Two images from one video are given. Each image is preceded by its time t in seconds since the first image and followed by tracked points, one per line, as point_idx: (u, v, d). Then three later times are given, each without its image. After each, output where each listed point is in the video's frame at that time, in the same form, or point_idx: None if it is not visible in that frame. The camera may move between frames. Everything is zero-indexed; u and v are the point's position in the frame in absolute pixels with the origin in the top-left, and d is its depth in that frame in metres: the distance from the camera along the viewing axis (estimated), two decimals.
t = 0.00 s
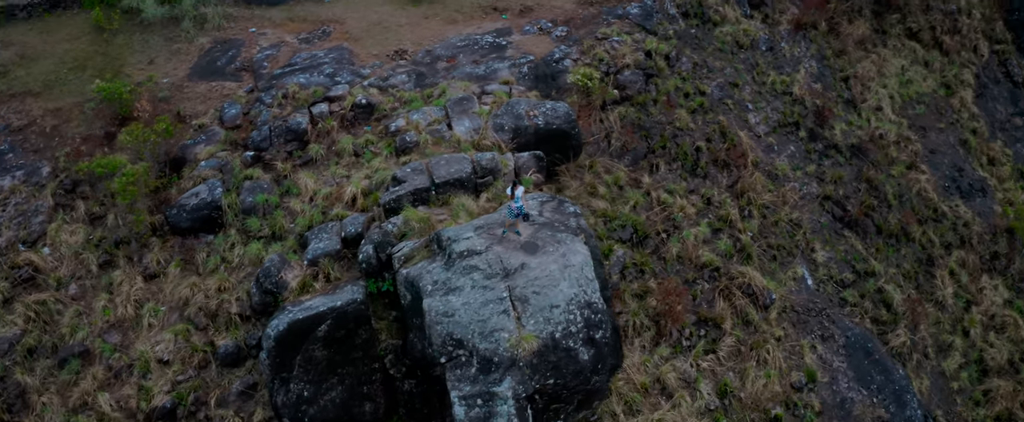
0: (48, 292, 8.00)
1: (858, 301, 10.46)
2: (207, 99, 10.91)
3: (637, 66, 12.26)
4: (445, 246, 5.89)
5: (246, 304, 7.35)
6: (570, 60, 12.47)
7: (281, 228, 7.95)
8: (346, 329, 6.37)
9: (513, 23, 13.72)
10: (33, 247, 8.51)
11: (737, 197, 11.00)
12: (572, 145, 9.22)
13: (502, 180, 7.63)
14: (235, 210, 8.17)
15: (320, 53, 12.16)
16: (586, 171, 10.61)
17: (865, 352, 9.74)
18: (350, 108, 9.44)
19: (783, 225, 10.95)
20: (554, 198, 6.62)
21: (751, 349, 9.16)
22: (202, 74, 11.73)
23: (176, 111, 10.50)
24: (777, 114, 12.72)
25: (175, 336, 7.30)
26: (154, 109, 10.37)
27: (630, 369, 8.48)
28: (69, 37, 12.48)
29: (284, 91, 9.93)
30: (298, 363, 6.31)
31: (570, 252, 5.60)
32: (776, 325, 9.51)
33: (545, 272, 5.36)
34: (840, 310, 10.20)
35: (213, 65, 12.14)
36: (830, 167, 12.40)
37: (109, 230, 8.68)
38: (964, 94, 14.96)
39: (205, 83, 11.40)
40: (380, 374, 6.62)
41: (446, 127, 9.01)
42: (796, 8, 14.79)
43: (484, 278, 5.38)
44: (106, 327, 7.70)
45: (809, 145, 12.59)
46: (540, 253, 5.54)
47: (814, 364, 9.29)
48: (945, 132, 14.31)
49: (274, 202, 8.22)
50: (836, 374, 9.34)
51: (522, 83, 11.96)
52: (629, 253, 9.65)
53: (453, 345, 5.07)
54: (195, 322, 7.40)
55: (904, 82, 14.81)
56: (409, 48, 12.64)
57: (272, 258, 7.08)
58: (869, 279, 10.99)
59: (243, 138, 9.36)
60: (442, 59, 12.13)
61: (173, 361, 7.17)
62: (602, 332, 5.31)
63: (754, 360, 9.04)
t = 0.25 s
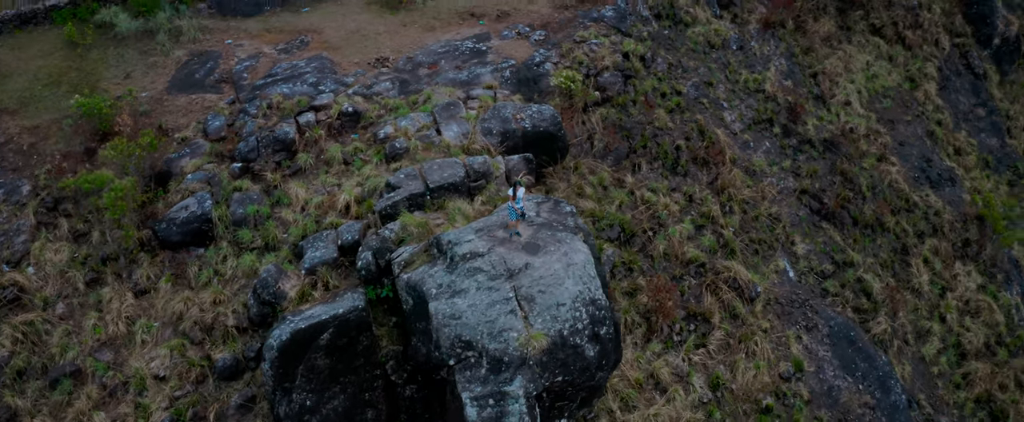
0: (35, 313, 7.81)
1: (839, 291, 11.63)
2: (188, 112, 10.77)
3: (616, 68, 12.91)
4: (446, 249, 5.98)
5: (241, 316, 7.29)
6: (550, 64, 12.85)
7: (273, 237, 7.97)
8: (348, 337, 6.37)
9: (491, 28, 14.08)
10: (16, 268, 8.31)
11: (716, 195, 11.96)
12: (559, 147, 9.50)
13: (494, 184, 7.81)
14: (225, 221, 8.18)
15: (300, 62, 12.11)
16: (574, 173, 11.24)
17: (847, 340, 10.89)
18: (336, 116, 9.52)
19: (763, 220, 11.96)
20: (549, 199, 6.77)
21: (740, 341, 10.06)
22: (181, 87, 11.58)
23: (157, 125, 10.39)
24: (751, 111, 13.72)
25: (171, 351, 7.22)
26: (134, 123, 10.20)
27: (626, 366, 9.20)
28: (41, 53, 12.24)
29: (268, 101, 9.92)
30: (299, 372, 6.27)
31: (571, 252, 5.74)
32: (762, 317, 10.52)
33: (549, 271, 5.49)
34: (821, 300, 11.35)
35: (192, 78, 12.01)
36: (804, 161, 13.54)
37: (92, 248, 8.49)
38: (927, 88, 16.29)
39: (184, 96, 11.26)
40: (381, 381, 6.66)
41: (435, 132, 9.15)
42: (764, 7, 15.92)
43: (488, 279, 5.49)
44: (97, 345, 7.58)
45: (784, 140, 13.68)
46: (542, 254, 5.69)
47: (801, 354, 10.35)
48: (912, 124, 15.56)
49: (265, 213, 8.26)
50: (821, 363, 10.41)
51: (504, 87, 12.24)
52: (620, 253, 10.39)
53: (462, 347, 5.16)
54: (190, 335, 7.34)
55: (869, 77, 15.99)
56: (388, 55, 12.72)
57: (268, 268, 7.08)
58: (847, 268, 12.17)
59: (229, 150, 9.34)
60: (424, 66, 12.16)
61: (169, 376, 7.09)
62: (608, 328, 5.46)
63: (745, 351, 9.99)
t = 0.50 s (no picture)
0: (23, 336, 7.63)
1: (820, 284, 12.11)
2: (170, 127, 10.65)
3: (595, 73, 13.12)
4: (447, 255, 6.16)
5: (238, 330, 7.24)
6: (531, 70, 12.95)
7: (268, 250, 8.02)
8: (350, 345, 6.45)
9: (468, 36, 14.21)
10: None
11: (697, 193, 12.33)
12: (546, 151, 9.82)
13: (487, 188, 7.96)
14: (216, 235, 8.20)
15: (282, 74, 12.10)
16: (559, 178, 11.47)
17: (831, 332, 11.36)
18: (323, 127, 9.58)
19: (743, 218, 12.32)
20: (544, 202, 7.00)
21: (728, 337, 10.42)
22: (161, 102, 11.44)
23: (140, 141, 10.27)
24: (725, 111, 14.16)
25: (167, 368, 7.13)
26: (116, 140, 10.01)
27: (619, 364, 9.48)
28: (14, 72, 11.98)
29: (253, 114, 9.92)
30: (303, 384, 6.26)
31: (572, 252, 5.97)
32: (748, 312, 10.92)
33: (551, 272, 5.71)
34: (803, 293, 11.83)
35: (170, 93, 11.82)
36: (779, 160, 13.94)
37: (78, 267, 8.34)
38: (891, 84, 16.80)
39: (165, 111, 11.13)
40: (382, 390, 6.67)
41: (425, 140, 9.26)
42: (732, 10, 16.30)
43: (492, 284, 5.70)
44: (89, 366, 7.47)
45: (758, 140, 14.06)
46: (542, 256, 5.91)
47: (787, 347, 10.78)
48: (879, 120, 15.98)
49: (257, 226, 8.33)
50: (806, 354, 10.87)
51: (488, 94, 12.36)
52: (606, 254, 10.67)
53: (471, 351, 5.35)
54: (186, 352, 7.26)
55: (836, 75, 16.44)
56: (369, 65, 12.75)
57: (266, 281, 7.13)
58: (826, 262, 12.64)
59: (217, 164, 9.31)
60: (407, 75, 12.24)
61: (167, 394, 7.02)
62: (612, 325, 5.69)
63: (734, 346, 10.37)
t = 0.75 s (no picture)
0: (12, 359, 7.48)
1: (801, 278, 12.45)
2: (152, 142, 10.55)
3: (575, 78, 13.29)
4: (449, 261, 6.36)
5: (236, 345, 7.21)
6: (513, 76, 13.04)
7: (262, 263, 8.04)
8: (353, 356, 6.47)
9: (447, 44, 14.29)
10: None
11: (678, 194, 12.58)
12: (533, 156, 9.91)
13: (480, 194, 8.16)
14: (209, 250, 8.18)
15: (264, 86, 12.05)
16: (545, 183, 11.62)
17: (814, 325, 11.70)
18: (311, 138, 9.60)
19: (724, 216, 12.59)
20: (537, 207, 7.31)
21: (717, 333, 10.64)
22: (141, 118, 11.29)
23: (122, 157, 10.15)
24: (701, 112, 14.40)
25: (164, 386, 7.05)
26: (98, 157, 9.84)
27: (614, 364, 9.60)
28: None
29: (239, 127, 9.88)
30: (307, 395, 6.26)
31: (571, 256, 6.31)
32: (734, 308, 11.16)
33: (554, 275, 6.03)
34: (786, 288, 12.14)
35: (150, 108, 11.65)
36: (755, 158, 14.23)
37: (65, 288, 8.19)
38: (857, 81, 17.25)
39: (146, 127, 11.01)
40: (385, 400, 6.69)
41: (415, 148, 9.41)
42: (702, 13, 16.54)
43: (496, 290, 5.97)
44: (84, 387, 7.39)
45: (734, 139, 14.35)
46: (543, 262, 6.22)
47: (774, 342, 11.06)
48: (848, 117, 16.47)
49: (249, 239, 8.33)
50: (792, 348, 11.17)
51: (471, 101, 12.48)
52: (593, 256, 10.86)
53: (481, 355, 5.63)
54: (184, 369, 7.20)
55: (804, 74, 16.83)
56: (351, 75, 12.77)
57: (265, 294, 7.17)
58: (806, 257, 12.96)
59: (206, 177, 9.24)
60: (390, 84, 12.38)
61: (166, 412, 6.93)
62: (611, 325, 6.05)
63: (723, 342, 10.59)
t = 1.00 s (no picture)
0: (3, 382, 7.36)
1: (783, 273, 12.72)
2: (136, 157, 10.41)
3: (556, 83, 13.49)
4: (451, 265, 6.47)
5: (236, 359, 7.19)
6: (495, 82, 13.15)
7: (258, 276, 7.97)
8: (358, 365, 6.49)
9: (427, 52, 14.33)
10: None
11: (662, 194, 12.76)
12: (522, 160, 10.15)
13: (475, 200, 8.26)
14: (202, 265, 8.10)
15: (247, 99, 11.93)
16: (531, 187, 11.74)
17: (798, 318, 11.95)
18: (300, 149, 9.55)
19: (705, 216, 12.81)
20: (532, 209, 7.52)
21: (705, 330, 10.82)
22: (122, 133, 11.11)
23: (106, 172, 9.99)
24: (677, 114, 14.63)
25: (164, 404, 6.96)
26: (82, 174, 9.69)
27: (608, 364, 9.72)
28: None
29: (226, 140, 9.77)
30: (312, 406, 6.29)
31: (573, 258, 6.55)
32: (720, 305, 11.38)
33: (559, 277, 6.27)
34: (769, 283, 12.40)
35: (131, 123, 11.47)
36: (732, 157, 14.50)
37: (54, 308, 8.03)
38: (824, 80, 17.56)
39: (128, 142, 10.85)
40: (388, 408, 6.73)
41: (406, 155, 9.39)
42: (672, 16, 16.79)
43: (501, 293, 6.16)
44: (81, 408, 7.33)
45: (710, 139, 14.62)
46: (546, 265, 6.44)
47: (760, 336, 11.30)
48: (817, 115, 16.86)
49: (243, 253, 8.27)
50: (778, 341, 11.43)
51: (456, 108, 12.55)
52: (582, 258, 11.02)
53: (490, 358, 5.84)
54: (182, 386, 7.11)
55: (773, 74, 17.09)
56: (333, 85, 12.75)
57: (264, 307, 7.05)
58: (786, 252, 13.22)
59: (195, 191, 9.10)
60: (374, 93, 12.49)
61: None
62: (614, 324, 6.34)
63: (712, 339, 10.78)
